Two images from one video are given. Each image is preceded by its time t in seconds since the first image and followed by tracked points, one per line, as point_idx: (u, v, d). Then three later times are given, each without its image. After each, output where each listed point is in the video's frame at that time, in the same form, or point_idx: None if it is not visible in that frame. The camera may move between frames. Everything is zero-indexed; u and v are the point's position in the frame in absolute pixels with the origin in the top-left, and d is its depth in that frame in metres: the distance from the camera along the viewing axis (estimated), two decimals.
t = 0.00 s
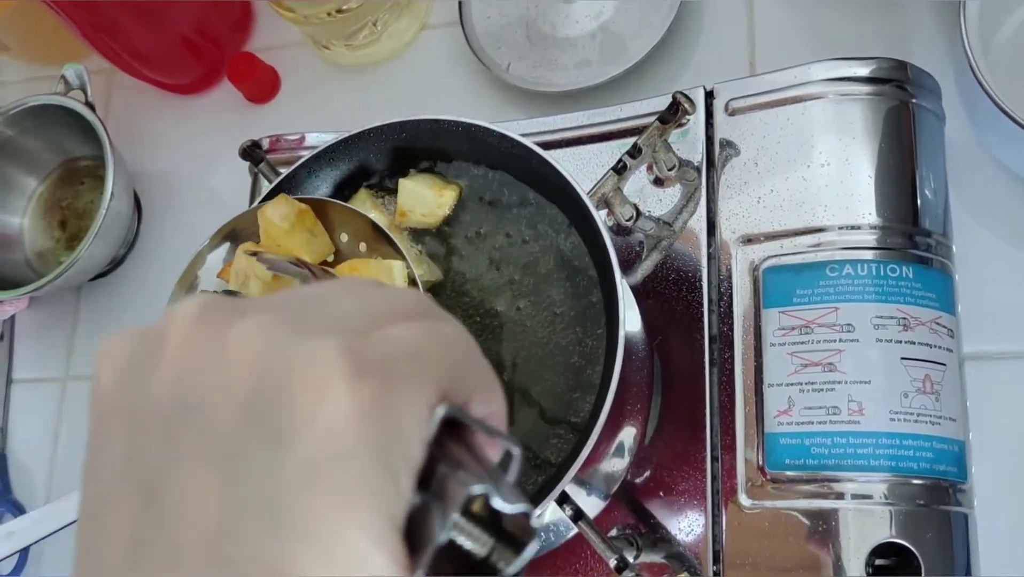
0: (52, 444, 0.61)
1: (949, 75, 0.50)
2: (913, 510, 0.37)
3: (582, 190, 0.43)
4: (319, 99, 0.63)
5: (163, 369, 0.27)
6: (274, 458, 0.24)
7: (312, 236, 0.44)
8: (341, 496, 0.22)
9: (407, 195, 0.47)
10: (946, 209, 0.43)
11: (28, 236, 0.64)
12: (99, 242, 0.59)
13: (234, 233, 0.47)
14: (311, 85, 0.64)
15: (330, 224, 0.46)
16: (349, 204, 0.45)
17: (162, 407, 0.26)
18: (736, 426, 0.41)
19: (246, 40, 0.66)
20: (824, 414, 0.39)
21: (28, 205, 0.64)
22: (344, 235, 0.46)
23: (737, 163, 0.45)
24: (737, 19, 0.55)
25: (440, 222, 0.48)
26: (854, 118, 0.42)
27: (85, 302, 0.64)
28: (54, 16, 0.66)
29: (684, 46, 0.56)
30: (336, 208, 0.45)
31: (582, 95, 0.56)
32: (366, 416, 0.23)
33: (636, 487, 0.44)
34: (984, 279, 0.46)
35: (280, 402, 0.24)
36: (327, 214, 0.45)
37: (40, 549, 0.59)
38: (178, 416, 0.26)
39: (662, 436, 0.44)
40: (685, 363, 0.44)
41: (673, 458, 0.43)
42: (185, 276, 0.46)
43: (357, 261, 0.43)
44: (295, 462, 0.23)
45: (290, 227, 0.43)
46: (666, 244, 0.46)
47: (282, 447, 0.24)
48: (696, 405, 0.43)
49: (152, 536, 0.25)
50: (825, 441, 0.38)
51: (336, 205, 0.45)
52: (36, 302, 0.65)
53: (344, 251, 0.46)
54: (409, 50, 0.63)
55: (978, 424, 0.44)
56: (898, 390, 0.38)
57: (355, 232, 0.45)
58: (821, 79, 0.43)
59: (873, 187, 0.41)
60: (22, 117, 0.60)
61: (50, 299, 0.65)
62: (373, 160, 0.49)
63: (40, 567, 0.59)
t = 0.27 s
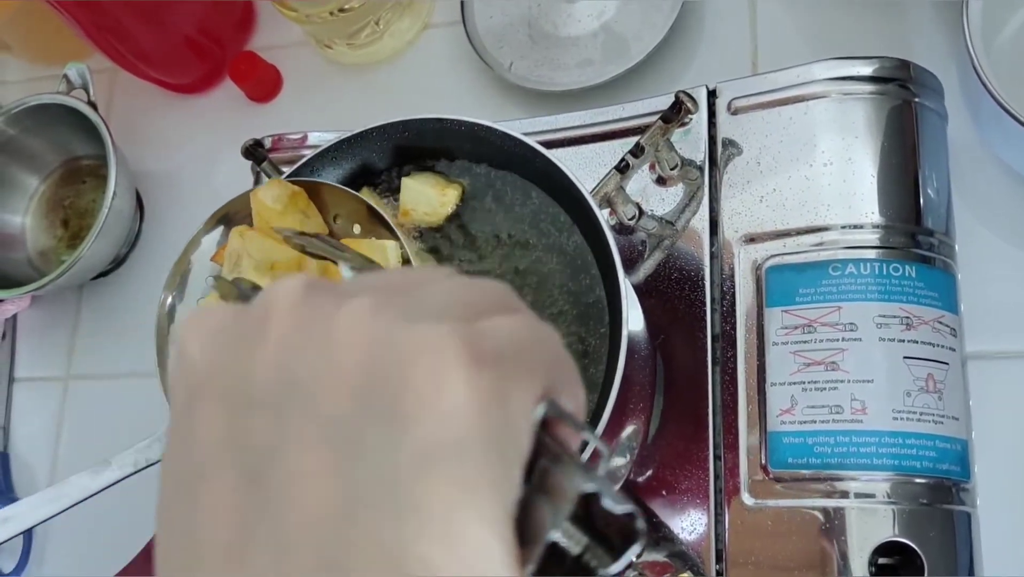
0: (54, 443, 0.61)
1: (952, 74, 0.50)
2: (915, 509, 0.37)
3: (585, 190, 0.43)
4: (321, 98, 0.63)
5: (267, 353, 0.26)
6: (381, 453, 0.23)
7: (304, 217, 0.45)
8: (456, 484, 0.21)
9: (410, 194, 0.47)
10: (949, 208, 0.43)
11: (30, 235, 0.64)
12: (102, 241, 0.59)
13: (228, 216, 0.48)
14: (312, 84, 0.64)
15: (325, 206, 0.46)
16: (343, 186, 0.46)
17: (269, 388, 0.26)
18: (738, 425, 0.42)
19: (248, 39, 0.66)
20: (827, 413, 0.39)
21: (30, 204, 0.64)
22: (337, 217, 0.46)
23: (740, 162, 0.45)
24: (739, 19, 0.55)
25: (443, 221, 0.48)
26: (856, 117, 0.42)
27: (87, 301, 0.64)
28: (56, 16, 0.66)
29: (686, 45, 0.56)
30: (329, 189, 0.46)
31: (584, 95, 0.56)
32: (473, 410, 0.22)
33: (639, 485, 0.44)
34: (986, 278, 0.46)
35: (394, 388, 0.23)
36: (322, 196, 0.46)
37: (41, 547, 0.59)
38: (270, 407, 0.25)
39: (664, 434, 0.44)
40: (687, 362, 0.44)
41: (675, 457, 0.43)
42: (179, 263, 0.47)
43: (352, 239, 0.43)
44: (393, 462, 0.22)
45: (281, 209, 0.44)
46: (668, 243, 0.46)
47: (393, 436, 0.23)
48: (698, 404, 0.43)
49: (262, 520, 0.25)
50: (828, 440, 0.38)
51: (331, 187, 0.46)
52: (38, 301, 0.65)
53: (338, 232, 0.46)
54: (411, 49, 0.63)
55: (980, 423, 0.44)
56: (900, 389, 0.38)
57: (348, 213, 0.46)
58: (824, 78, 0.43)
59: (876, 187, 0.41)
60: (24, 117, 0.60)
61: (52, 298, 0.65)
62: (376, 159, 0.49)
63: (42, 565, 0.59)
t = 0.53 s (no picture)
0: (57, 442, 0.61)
1: (954, 73, 0.50)
2: (919, 507, 0.37)
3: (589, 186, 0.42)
4: (324, 97, 0.63)
5: (460, 306, 0.24)
6: (576, 428, 0.22)
7: (291, 230, 0.46)
8: (676, 450, 0.20)
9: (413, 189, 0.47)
10: (952, 207, 0.43)
11: (32, 234, 0.64)
12: (105, 239, 0.59)
13: (216, 229, 0.50)
14: (316, 82, 0.64)
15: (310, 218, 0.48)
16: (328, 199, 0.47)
17: (472, 331, 0.24)
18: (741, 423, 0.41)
19: (251, 38, 0.66)
20: (830, 411, 0.39)
21: (32, 203, 0.64)
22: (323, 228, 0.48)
23: (742, 161, 0.45)
24: (742, 17, 0.55)
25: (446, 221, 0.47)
26: (859, 115, 0.42)
27: (90, 299, 0.64)
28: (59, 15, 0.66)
29: (689, 44, 0.56)
30: (314, 202, 0.47)
31: (587, 94, 0.56)
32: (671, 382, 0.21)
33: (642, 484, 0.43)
34: (989, 278, 0.46)
35: (598, 333, 0.22)
36: (309, 209, 0.47)
37: (44, 546, 0.59)
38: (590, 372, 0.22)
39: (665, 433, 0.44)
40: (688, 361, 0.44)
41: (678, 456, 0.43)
42: (166, 276, 0.49)
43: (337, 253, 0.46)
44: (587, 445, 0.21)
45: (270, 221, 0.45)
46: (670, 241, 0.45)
47: (595, 405, 0.21)
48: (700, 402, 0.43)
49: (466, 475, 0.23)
50: (831, 438, 0.38)
51: (318, 201, 0.47)
52: (41, 299, 0.65)
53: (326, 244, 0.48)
54: (414, 48, 0.63)
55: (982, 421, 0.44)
56: (903, 387, 0.38)
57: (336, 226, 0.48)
58: (827, 77, 0.43)
59: (879, 185, 0.41)
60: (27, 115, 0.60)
61: (55, 297, 0.65)
62: (379, 157, 0.50)
63: (44, 564, 0.59)
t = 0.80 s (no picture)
0: (64, 437, 0.61)
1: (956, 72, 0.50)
2: (922, 501, 0.37)
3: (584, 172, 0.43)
4: (331, 95, 0.64)
5: (547, 227, 0.29)
6: (651, 296, 0.26)
7: (292, 250, 0.46)
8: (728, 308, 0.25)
9: (420, 187, 0.48)
10: (954, 205, 0.44)
11: (39, 231, 0.64)
12: (110, 238, 0.59)
13: (215, 250, 0.49)
14: (322, 80, 0.64)
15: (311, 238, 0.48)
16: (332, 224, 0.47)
17: (555, 250, 0.29)
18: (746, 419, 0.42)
19: (256, 37, 0.67)
20: (834, 406, 0.39)
21: (39, 200, 0.65)
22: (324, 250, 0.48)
23: (746, 158, 0.45)
24: (746, 16, 0.56)
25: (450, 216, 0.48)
26: (862, 114, 0.43)
27: (97, 296, 0.65)
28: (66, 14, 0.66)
29: (693, 43, 0.56)
30: (318, 226, 0.47)
31: (591, 92, 0.56)
32: (723, 242, 0.26)
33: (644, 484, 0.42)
34: (991, 274, 0.47)
35: (655, 229, 0.27)
36: (309, 231, 0.47)
37: (50, 542, 0.59)
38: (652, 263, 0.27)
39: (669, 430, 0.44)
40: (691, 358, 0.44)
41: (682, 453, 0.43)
42: (167, 295, 0.48)
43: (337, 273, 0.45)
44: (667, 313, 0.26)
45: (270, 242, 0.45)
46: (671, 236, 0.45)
47: (662, 276, 0.26)
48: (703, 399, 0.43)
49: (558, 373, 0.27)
50: (834, 433, 0.39)
51: (319, 221, 0.47)
52: (47, 296, 0.66)
53: (324, 264, 0.48)
54: (419, 46, 0.63)
55: (983, 417, 0.45)
56: (906, 383, 0.39)
57: (337, 247, 0.47)
58: (831, 75, 0.44)
59: (882, 182, 0.42)
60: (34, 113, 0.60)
61: (62, 293, 0.66)
62: (385, 155, 0.50)
63: (52, 559, 0.59)
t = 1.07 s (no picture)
0: (66, 435, 0.62)
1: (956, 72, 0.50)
2: (920, 499, 0.38)
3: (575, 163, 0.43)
4: (332, 95, 0.64)
5: (486, 226, 0.32)
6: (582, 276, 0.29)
7: (267, 207, 0.46)
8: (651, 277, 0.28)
9: (423, 187, 0.47)
10: (953, 205, 0.44)
11: (42, 230, 0.64)
12: (112, 237, 0.60)
13: (190, 211, 0.49)
14: (323, 80, 0.65)
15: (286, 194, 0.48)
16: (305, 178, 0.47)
17: (498, 243, 0.32)
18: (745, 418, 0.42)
19: (258, 37, 0.67)
20: (833, 405, 0.39)
21: (42, 199, 0.65)
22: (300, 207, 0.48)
23: (746, 158, 0.45)
24: (747, 16, 0.56)
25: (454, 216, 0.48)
26: (863, 114, 0.43)
27: (99, 295, 0.65)
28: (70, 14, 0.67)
29: (693, 43, 0.56)
30: (290, 181, 0.47)
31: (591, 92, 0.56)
32: (639, 217, 0.28)
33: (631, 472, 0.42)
34: (989, 274, 0.47)
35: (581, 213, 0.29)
36: (283, 187, 0.48)
37: (52, 539, 0.60)
38: (577, 237, 0.29)
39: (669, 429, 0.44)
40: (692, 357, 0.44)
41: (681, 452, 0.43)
42: (145, 255, 0.49)
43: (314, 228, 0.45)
44: (594, 279, 0.29)
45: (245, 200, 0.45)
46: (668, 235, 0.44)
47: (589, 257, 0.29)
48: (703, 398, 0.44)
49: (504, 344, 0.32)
50: (834, 431, 0.39)
51: (293, 178, 0.47)
52: (50, 294, 0.66)
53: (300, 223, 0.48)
54: (420, 46, 0.63)
55: (982, 416, 0.45)
56: (905, 382, 0.39)
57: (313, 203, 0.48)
58: (831, 75, 0.44)
59: (882, 182, 0.42)
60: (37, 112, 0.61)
61: (64, 292, 0.66)
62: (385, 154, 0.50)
63: (53, 556, 0.59)
